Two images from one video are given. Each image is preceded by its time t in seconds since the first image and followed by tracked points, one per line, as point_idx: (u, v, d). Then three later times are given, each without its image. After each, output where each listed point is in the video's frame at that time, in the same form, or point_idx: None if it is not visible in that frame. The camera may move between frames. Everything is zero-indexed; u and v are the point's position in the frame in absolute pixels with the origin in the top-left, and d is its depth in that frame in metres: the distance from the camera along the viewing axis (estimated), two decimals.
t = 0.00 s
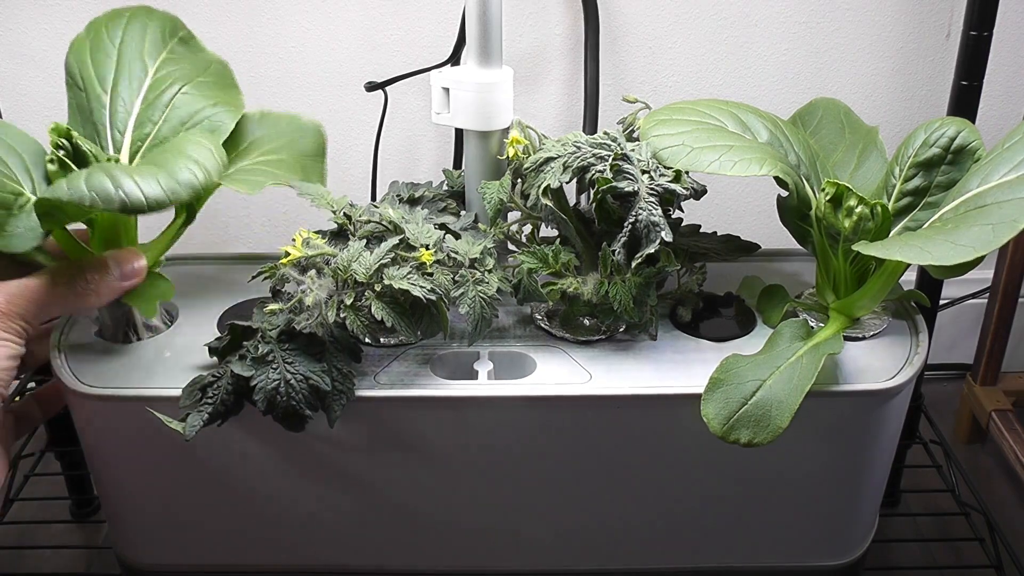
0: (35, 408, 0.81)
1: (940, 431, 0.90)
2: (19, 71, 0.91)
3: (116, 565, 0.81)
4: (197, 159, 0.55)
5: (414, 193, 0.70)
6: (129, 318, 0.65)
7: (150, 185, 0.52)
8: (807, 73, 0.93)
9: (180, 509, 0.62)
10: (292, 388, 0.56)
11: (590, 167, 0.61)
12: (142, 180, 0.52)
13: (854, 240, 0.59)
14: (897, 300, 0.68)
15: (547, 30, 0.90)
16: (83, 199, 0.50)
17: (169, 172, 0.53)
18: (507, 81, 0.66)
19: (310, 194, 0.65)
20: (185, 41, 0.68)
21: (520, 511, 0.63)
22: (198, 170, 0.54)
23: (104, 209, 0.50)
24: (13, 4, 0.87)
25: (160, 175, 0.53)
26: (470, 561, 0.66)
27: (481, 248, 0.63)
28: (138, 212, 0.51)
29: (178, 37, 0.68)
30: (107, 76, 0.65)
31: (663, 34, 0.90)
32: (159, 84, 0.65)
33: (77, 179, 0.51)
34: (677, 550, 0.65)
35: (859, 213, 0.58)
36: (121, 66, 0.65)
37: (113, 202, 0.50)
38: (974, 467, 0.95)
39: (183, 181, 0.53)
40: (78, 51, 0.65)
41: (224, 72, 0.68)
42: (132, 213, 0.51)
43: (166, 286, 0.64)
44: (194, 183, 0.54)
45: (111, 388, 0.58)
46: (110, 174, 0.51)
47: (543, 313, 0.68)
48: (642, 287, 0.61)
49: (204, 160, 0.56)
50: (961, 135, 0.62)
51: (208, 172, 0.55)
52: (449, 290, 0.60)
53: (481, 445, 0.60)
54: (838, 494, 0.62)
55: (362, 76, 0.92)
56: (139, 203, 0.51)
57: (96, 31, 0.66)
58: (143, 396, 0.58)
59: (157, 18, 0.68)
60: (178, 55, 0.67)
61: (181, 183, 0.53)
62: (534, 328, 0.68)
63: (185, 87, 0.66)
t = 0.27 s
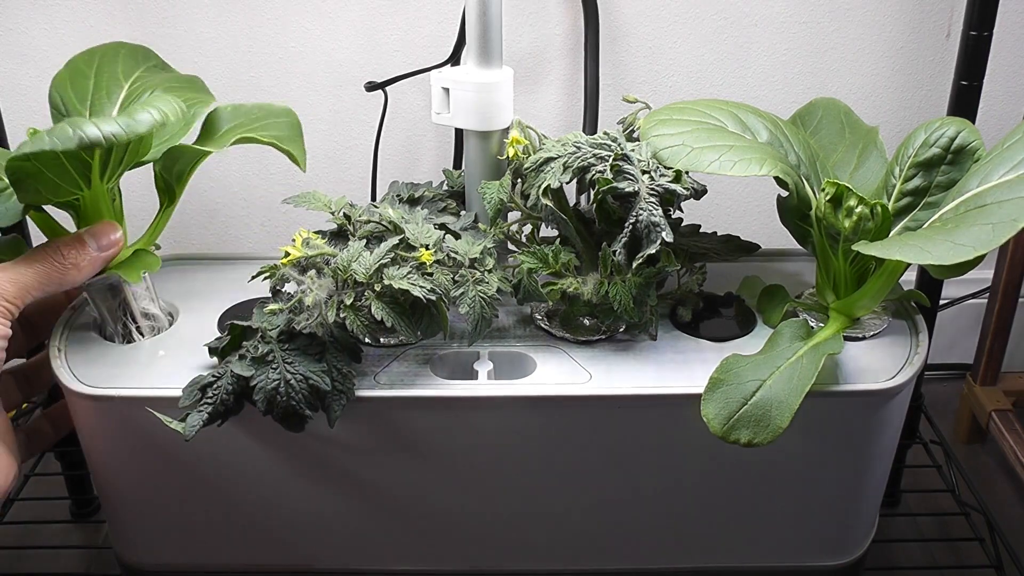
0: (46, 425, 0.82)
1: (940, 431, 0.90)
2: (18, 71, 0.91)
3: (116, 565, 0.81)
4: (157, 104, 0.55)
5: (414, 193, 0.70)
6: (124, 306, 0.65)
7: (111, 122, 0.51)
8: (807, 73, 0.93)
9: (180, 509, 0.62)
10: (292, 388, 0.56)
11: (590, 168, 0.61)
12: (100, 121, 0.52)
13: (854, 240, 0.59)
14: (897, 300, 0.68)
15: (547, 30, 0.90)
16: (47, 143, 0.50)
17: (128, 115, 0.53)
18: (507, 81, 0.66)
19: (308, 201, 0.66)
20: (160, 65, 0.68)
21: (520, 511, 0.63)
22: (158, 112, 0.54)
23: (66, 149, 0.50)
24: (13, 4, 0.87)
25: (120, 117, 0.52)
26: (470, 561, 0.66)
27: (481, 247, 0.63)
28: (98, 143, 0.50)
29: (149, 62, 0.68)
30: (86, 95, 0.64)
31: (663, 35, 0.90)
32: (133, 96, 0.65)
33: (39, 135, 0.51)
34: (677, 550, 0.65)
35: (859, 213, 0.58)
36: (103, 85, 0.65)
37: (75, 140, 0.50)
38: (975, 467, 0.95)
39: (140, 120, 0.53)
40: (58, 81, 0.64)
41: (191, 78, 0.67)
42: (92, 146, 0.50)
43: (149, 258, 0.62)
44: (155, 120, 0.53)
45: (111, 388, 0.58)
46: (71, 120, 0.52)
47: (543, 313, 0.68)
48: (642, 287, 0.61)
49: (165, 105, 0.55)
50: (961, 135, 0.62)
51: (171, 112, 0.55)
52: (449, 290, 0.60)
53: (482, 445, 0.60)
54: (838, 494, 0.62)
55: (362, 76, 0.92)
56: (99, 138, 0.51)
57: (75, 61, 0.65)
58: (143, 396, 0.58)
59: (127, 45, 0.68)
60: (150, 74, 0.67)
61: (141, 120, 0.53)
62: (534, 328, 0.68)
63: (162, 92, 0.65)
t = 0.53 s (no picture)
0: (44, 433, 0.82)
1: (939, 431, 0.90)
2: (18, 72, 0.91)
3: (115, 565, 0.81)
4: (248, 148, 0.55)
5: (414, 193, 0.70)
6: (141, 301, 0.66)
7: (211, 169, 0.52)
8: (807, 74, 0.93)
9: (180, 509, 0.62)
10: (292, 388, 0.56)
11: (590, 168, 0.61)
12: (202, 164, 0.52)
13: (854, 240, 0.59)
14: (897, 300, 0.68)
15: (548, 30, 0.90)
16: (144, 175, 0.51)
17: (226, 158, 0.53)
18: (507, 81, 0.66)
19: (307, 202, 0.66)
20: (217, 37, 0.66)
21: (520, 511, 0.63)
22: (255, 160, 0.54)
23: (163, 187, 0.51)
24: (13, 4, 0.85)
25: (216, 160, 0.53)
26: (469, 561, 0.66)
27: (481, 247, 0.63)
28: (199, 193, 0.51)
29: (205, 37, 0.65)
30: (139, 57, 0.63)
31: (663, 35, 0.90)
32: (190, 74, 0.63)
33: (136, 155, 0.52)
34: (676, 550, 0.65)
35: (859, 213, 0.58)
36: (152, 42, 0.63)
37: (176, 182, 0.51)
38: (974, 467, 0.95)
39: (238, 169, 0.53)
40: (111, 28, 0.62)
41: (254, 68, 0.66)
42: (191, 193, 0.51)
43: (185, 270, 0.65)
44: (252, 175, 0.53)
45: (111, 388, 0.58)
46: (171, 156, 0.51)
47: (543, 313, 0.68)
48: (642, 287, 0.61)
49: (259, 149, 0.55)
50: (961, 135, 0.62)
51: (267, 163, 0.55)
52: (449, 290, 0.60)
53: (481, 445, 0.60)
54: (838, 494, 0.62)
55: (363, 76, 0.92)
56: (200, 184, 0.51)
57: (129, 14, 0.63)
58: (143, 396, 0.58)
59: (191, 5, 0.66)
60: (210, 49, 0.65)
61: (239, 171, 0.53)
62: (535, 328, 0.68)
63: (218, 83, 0.64)
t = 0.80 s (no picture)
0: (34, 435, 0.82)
1: (940, 431, 0.90)
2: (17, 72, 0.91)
3: (115, 565, 0.81)
4: (255, 210, 0.55)
5: (414, 194, 0.70)
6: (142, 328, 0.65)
7: (218, 246, 0.52)
8: (807, 73, 0.93)
9: (180, 509, 0.62)
10: (292, 388, 0.56)
11: (590, 168, 0.61)
12: (210, 237, 0.52)
13: (854, 240, 0.59)
14: (897, 300, 0.68)
15: (547, 30, 0.90)
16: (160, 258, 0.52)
17: (233, 227, 0.53)
18: (507, 81, 0.66)
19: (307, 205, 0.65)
20: (213, 41, 0.66)
21: (520, 511, 0.63)
22: (262, 223, 0.54)
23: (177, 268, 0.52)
24: (14, 4, 0.86)
25: (223, 232, 0.53)
26: (469, 561, 0.66)
27: (481, 248, 0.63)
28: (212, 276, 0.52)
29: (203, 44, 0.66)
30: (135, 71, 0.64)
31: (663, 35, 0.90)
32: (187, 88, 0.64)
33: (146, 231, 0.52)
34: (676, 550, 0.65)
35: (859, 213, 0.58)
36: (148, 57, 0.64)
37: (187, 266, 0.52)
38: (974, 467, 0.95)
39: (246, 239, 0.53)
40: (105, 38, 0.64)
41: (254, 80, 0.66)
42: (205, 275, 0.52)
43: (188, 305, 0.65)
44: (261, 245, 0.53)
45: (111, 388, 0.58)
46: (178, 243, 0.52)
47: (543, 313, 0.68)
48: (642, 287, 0.61)
49: (264, 212, 0.55)
50: (961, 135, 0.62)
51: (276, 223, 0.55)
52: (449, 290, 0.60)
53: (481, 445, 0.60)
54: (837, 494, 0.62)
55: (362, 76, 0.92)
56: (210, 266, 0.52)
57: (124, 18, 0.64)
58: (143, 396, 0.58)
59: (187, 10, 0.66)
60: (207, 58, 0.66)
61: (248, 243, 0.53)
62: (535, 328, 0.68)
63: (218, 99, 0.65)
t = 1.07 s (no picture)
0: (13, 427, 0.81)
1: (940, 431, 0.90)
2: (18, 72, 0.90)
3: (115, 565, 0.81)
4: (223, 113, 0.54)
5: (414, 193, 0.70)
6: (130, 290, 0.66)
7: (179, 130, 0.51)
8: (807, 73, 0.93)
9: (180, 509, 0.62)
10: (292, 388, 0.56)
11: (590, 167, 0.61)
12: (168, 125, 0.51)
13: (854, 240, 0.59)
14: (897, 300, 0.68)
15: (547, 30, 0.90)
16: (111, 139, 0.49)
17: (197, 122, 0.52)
18: (507, 81, 0.66)
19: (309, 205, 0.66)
20: (213, 14, 0.66)
21: (520, 511, 0.63)
22: (225, 121, 0.53)
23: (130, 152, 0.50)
24: (14, 4, 0.84)
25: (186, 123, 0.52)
26: (470, 561, 0.66)
27: (481, 247, 0.62)
28: (168, 155, 0.50)
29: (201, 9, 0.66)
30: (130, 30, 0.63)
31: (663, 35, 0.90)
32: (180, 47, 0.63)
33: (105, 120, 0.50)
34: (676, 550, 0.65)
35: (859, 213, 0.58)
36: (143, 23, 0.63)
37: (141, 144, 0.49)
38: (974, 467, 0.95)
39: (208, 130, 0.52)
40: (104, 6, 0.62)
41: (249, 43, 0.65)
42: (162, 157, 0.50)
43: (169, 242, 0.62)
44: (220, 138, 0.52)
45: (111, 388, 0.58)
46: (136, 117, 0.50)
47: (543, 313, 0.68)
48: (642, 287, 0.61)
49: (234, 118, 0.54)
50: (961, 135, 0.62)
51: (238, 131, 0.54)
52: (449, 289, 0.60)
53: (481, 445, 0.60)
54: (837, 495, 0.62)
55: (362, 76, 0.92)
56: (167, 148, 0.50)
57: None
58: (143, 396, 0.58)
59: None
60: (205, 25, 0.65)
61: (208, 134, 0.52)
62: (535, 328, 0.68)
63: (208, 55, 0.63)
